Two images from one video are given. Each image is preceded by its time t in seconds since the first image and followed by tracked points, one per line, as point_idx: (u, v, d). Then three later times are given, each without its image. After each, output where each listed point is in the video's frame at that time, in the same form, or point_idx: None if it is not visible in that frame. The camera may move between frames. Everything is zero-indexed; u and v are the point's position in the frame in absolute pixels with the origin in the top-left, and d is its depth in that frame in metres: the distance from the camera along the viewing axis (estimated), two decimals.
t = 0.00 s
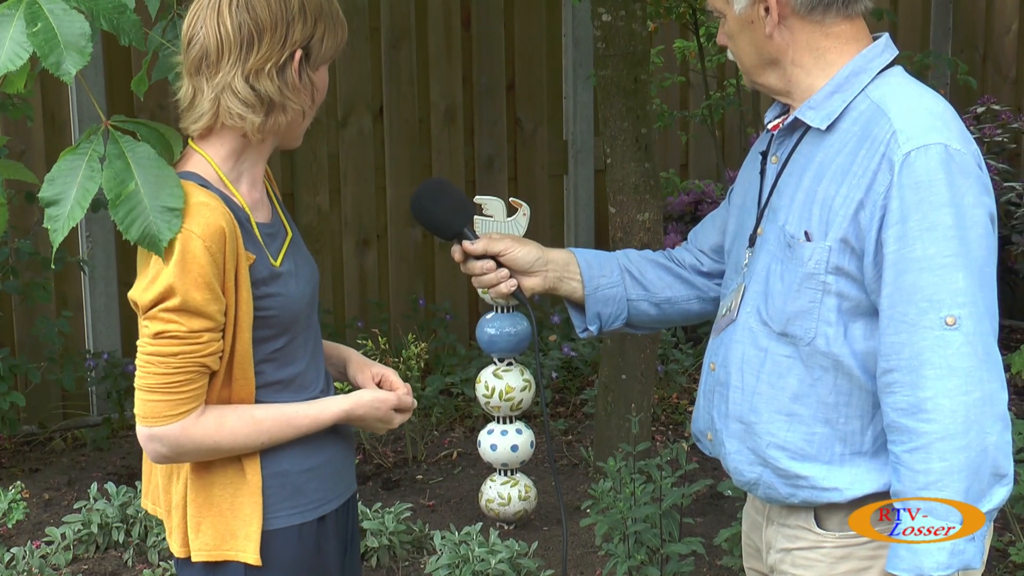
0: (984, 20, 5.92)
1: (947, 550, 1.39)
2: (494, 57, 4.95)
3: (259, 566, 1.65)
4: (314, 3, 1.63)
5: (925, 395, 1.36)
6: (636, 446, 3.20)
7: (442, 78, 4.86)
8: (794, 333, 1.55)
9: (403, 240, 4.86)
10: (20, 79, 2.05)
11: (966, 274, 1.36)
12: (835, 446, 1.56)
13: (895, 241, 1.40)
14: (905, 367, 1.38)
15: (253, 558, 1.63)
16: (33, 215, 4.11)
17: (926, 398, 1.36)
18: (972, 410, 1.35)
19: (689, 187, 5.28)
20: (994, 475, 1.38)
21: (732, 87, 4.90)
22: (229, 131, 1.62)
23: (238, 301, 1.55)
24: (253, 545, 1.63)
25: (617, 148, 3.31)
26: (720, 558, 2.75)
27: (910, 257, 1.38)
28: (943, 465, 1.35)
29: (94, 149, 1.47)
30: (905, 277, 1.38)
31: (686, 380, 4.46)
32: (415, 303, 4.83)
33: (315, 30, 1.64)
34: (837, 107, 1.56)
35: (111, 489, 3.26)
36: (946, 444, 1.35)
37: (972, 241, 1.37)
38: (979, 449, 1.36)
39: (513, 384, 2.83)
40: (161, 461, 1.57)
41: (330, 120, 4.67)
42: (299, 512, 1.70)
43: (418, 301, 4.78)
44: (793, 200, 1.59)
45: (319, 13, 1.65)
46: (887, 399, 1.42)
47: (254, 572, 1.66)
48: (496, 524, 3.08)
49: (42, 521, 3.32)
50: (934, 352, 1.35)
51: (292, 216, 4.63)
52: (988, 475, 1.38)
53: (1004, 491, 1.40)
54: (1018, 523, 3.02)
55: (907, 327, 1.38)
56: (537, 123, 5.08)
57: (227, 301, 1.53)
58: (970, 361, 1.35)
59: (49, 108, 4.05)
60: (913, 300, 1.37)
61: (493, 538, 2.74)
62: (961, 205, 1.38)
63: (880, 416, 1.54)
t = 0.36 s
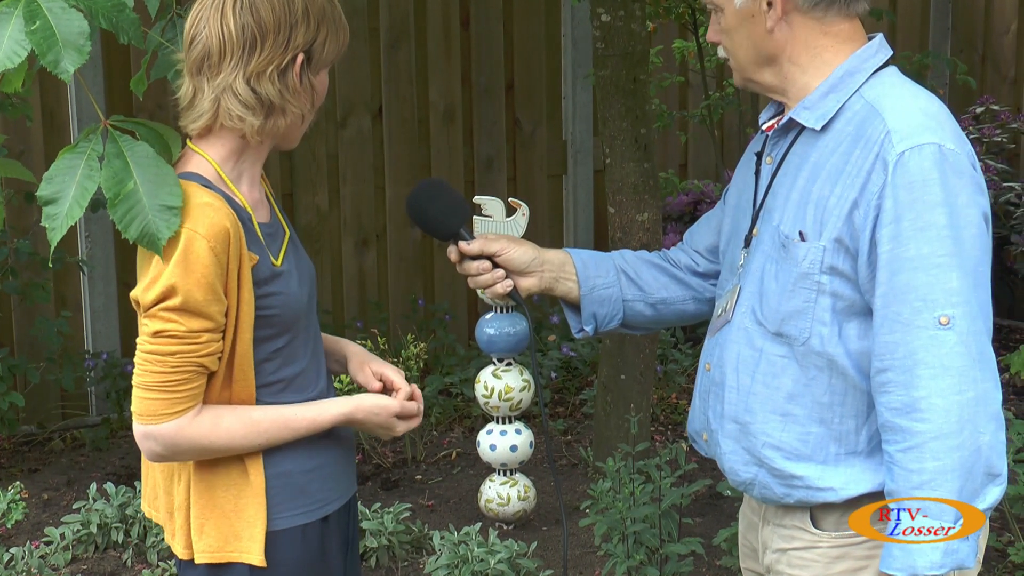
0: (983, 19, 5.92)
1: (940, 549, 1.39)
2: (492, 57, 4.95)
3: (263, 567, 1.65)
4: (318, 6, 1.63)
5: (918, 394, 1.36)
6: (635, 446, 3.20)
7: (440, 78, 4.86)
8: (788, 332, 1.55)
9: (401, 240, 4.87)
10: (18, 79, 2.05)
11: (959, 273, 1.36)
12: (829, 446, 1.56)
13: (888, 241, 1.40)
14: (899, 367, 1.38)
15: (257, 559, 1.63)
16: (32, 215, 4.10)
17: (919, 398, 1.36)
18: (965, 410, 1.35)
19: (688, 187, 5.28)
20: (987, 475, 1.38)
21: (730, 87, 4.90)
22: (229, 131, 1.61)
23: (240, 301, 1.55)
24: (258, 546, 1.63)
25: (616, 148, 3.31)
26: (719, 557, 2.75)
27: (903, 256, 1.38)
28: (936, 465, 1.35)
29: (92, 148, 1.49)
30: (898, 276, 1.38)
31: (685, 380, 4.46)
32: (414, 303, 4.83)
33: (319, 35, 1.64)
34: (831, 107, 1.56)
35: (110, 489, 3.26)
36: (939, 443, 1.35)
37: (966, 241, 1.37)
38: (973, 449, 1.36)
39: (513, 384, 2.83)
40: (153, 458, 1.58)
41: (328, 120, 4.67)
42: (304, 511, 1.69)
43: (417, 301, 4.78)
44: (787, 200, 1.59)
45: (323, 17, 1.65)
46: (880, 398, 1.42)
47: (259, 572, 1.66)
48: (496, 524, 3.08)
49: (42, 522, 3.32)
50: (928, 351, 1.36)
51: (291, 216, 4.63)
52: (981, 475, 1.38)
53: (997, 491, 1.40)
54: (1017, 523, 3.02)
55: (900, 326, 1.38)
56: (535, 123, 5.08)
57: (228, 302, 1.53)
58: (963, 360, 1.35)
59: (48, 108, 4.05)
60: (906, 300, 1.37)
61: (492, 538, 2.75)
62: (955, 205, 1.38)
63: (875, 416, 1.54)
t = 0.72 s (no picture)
0: (983, 20, 5.92)
1: (938, 549, 1.39)
2: (492, 56, 4.95)
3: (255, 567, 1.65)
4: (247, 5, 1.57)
5: (918, 393, 1.36)
6: (635, 446, 3.20)
7: (440, 78, 4.86)
8: (787, 331, 1.55)
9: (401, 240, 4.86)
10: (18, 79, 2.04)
11: (959, 273, 1.36)
12: (827, 445, 1.56)
13: (888, 240, 1.39)
14: (899, 365, 1.38)
15: (248, 559, 1.63)
16: (31, 214, 4.10)
17: (919, 397, 1.36)
18: (965, 409, 1.35)
19: (688, 186, 5.28)
20: (985, 474, 1.38)
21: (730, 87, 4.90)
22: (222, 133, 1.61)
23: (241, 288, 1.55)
24: (249, 546, 1.63)
25: (617, 148, 3.30)
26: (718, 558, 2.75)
27: (903, 255, 1.38)
28: (935, 463, 1.35)
29: (98, 148, 1.48)
30: (898, 275, 1.38)
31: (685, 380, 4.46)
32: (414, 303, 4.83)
33: (246, 27, 1.57)
34: (832, 106, 1.56)
35: (110, 489, 3.26)
36: (939, 442, 1.35)
37: (965, 240, 1.37)
38: (972, 448, 1.36)
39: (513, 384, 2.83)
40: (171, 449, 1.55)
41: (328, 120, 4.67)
42: (300, 513, 1.69)
43: (417, 301, 4.78)
44: (786, 198, 1.59)
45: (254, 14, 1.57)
46: (879, 397, 1.42)
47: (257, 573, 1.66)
48: (495, 524, 3.09)
49: (42, 521, 3.32)
50: (928, 350, 1.35)
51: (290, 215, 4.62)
52: (979, 474, 1.38)
53: (995, 490, 1.40)
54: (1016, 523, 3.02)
55: (900, 325, 1.37)
56: (535, 123, 5.08)
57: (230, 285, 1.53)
58: (963, 359, 1.35)
59: (48, 107, 4.05)
60: (906, 298, 1.37)
61: (492, 538, 2.75)
62: (955, 205, 1.38)
63: (873, 415, 1.54)
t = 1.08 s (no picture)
0: (980, 20, 5.93)
1: (933, 547, 1.38)
2: (491, 56, 4.95)
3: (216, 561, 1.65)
4: None
5: (912, 391, 1.36)
6: (632, 446, 3.21)
7: (439, 77, 4.86)
8: (781, 329, 1.55)
9: (399, 240, 4.86)
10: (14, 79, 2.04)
11: (953, 272, 1.36)
12: (819, 443, 1.55)
13: (884, 238, 1.40)
14: (893, 363, 1.38)
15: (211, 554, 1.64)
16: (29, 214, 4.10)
17: (913, 395, 1.36)
18: (959, 408, 1.35)
19: (686, 187, 5.28)
20: (978, 473, 1.38)
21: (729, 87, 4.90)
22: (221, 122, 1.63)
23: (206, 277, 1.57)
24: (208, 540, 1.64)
25: (615, 148, 3.30)
26: (715, 558, 2.75)
27: (899, 254, 1.37)
28: (928, 461, 1.35)
29: (86, 149, 1.47)
30: (893, 274, 1.38)
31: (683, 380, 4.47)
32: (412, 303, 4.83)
33: (243, 18, 1.59)
34: (828, 105, 1.56)
35: (108, 488, 3.26)
36: (933, 441, 1.35)
37: (961, 240, 1.38)
38: (965, 446, 1.36)
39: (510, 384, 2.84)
40: (107, 425, 1.58)
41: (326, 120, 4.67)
42: (287, 512, 1.69)
43: (415, 301, 4.78)
44: (781, 197, 1.59)
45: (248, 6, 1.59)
46: (874, 395, 1.42)
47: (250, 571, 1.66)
48: (493, 524, 3.09)
49: (40, 522, 3.32)
50: (922, 349, 1.35)
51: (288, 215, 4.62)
52: (972, 473, 1.38)
53: (987, 489, 1.40)
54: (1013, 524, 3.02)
55: (895, 324, 1.37)
56: (533, 123, 5.08)
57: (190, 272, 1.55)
58: (956, 359, 1.35)
59: (47, 108, 4.05)
60: (901, 296, 1.37)
61: (489, 538, 2.75)
62: (951, 204, 1.38)
63: (867, 413, 1.54)
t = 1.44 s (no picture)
0: (980, 20, 5.93)
1: (931, 546, 1.38)
2: (491, 56, 4.95)
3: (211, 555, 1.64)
4: None
5: (911, 390, 1.36)
6: (633, 446, 3.21)
7: (439, 77, 4.86)
8: (780, 328, 1.55)
9: (399, 240, 4.87)
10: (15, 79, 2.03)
11: (953, 272, 1.36)
12: (818, 442, 1.55)
13: (883, 237, 1.40)
14: (892, 362, 1.38)
15: (205, 547, 1.62)
16: (30, 215, 4.10)
17: (912, 394, 1.36)
18: (958, 407, 1.35)
19: (687, 187, 5.28)
20: (976, 472, 1.38)
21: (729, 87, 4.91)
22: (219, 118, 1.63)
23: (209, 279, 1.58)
24: (202, 534, 1.63)
25: (615, 148, 3.30)
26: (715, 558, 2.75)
27: (899, 253, 1.37)
28: (927, 460, 1.35)
29: (90, 154, 1.48)
30: (893, 273, 1.38)
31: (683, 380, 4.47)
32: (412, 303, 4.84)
33: (236, 13, 1.60)
34: (827, 105, 1.56)
35: (108, 488, 3.26)
36: (932, 440, 1.35)
37: (960, 240, 1.38)
38: (964, 445, 1.36)
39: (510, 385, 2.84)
40: (123, 432, 1.63)
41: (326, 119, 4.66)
42: (286, 507, 1.68)
43: (415, 301, 4.78)
44: (781, 195, 1.59)
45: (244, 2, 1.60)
46: (873, 394, 1.42)
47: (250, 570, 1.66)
48: (494, 525, 3.09)
49: (41, 522, 3.32)
50: (921, 348, 1.35)
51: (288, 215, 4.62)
52: (970, 472, 1.38)
53: (986, 489, 1.40)
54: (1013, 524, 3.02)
55: (895, 323, 1.37)
56: (533, 123, 5.09)
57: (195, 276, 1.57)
58: (956, 358, 1.35)
59: (48, 108, 4.05)
60: (901, 295, 1.37)
61: (489, 538, 2.75)
62: (951, 204, 1.38)
63: (865, 412, 1.54)
